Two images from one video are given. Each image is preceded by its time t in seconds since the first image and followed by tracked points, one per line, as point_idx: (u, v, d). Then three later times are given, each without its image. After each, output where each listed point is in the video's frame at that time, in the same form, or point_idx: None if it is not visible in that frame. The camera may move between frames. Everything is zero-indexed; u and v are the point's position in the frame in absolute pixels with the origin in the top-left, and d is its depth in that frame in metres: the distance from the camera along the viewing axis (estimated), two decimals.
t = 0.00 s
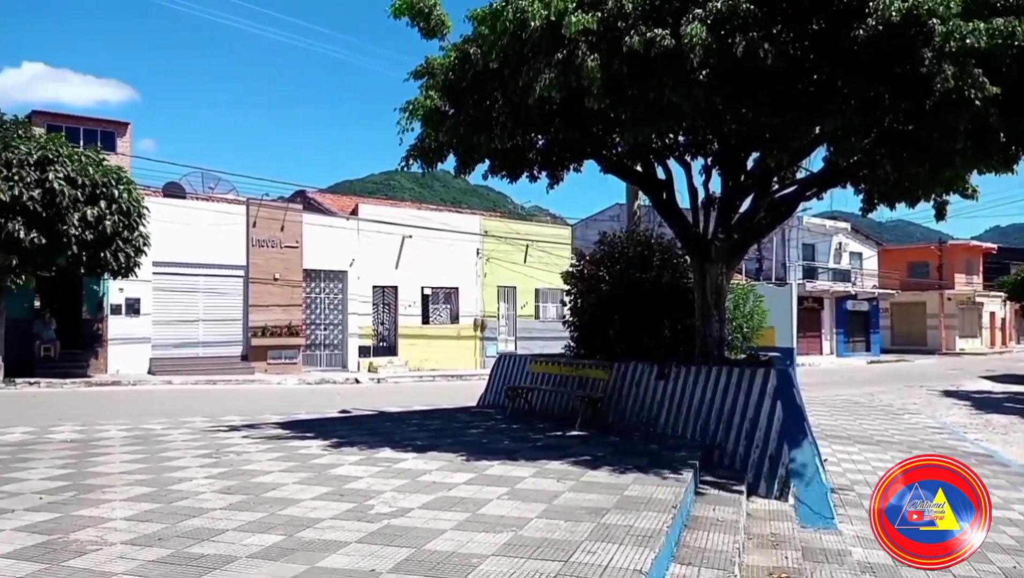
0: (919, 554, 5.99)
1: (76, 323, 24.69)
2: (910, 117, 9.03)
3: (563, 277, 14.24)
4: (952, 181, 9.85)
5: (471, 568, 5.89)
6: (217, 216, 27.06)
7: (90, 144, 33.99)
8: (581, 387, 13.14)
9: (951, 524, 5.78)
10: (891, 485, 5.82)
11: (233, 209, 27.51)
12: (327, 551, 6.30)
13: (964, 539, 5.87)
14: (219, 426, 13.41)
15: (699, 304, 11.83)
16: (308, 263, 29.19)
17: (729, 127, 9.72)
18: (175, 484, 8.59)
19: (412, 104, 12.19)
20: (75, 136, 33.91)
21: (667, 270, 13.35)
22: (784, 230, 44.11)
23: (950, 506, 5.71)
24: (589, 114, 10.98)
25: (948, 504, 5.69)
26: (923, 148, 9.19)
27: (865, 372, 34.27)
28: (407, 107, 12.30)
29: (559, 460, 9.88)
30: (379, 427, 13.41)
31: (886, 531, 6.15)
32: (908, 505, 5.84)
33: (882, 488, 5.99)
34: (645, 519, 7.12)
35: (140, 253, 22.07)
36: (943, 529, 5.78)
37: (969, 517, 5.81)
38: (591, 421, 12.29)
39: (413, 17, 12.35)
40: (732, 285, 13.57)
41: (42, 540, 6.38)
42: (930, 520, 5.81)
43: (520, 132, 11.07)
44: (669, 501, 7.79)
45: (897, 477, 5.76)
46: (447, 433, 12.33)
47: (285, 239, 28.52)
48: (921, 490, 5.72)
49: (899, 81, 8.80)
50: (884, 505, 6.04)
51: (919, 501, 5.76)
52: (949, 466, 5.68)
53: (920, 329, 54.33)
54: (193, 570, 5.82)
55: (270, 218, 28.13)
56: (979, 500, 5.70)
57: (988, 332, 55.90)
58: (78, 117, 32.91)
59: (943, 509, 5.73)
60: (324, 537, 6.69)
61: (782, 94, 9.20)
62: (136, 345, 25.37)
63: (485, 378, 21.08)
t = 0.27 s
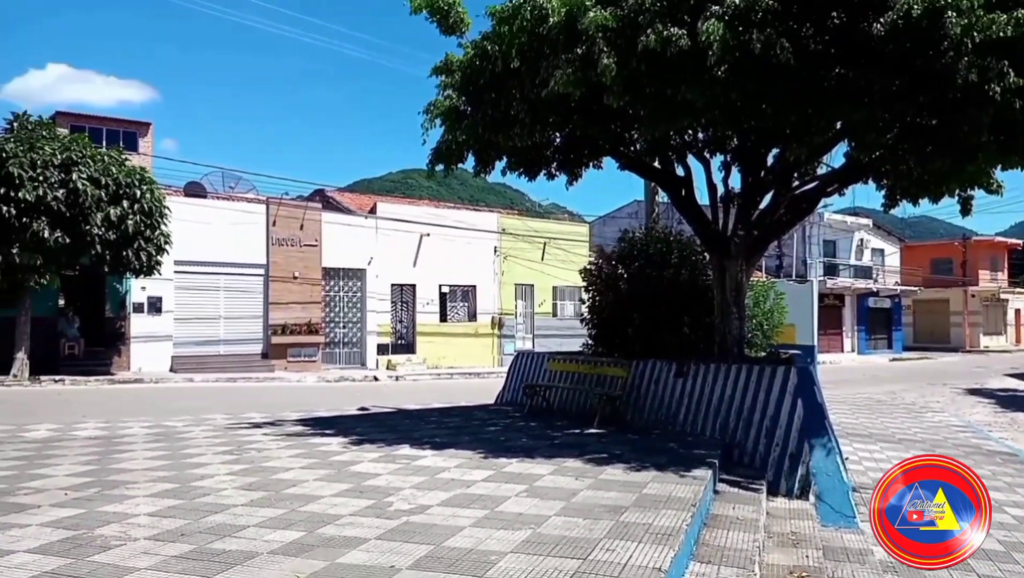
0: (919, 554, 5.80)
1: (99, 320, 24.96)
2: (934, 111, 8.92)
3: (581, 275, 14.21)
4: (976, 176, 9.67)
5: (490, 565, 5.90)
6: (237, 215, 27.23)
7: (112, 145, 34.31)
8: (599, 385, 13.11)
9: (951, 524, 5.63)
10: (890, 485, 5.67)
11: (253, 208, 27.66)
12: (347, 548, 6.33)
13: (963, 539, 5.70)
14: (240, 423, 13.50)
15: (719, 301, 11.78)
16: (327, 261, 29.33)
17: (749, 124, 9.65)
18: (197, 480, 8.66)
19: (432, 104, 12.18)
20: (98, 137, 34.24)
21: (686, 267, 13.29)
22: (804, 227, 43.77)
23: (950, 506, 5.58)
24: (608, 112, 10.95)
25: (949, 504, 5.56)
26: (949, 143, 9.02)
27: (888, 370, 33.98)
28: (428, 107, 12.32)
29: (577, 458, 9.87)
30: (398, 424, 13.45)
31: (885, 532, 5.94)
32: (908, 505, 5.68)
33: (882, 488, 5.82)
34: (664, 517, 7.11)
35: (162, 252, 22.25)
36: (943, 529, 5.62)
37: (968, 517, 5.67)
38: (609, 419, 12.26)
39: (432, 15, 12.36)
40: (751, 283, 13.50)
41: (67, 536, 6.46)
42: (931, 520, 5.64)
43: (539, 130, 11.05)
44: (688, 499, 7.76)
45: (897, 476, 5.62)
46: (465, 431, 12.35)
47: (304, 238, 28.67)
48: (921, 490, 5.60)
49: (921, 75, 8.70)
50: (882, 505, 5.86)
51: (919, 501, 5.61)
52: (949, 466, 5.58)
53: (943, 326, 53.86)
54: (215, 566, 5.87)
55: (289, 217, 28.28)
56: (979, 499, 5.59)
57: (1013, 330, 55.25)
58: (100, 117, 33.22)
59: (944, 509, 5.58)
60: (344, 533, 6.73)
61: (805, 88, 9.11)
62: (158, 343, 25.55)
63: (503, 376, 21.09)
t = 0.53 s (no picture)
0: (919, 554, 5.74)
1: (117, 316, 25.15)
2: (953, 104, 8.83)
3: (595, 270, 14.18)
4: (995, 171, 9.51)
5: (504, 560, 5.91)
6: (253, 211, 27.35)
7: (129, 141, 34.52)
8: (613, 380, 13.09)
9: (951, 524, 5.60)
10: (891, 483, 5.61)
11: (268, 204, 27.77)
12: (361, 541, 6.35)
13: (964, 539, 5.66)
14: (256, 417, 13.58)
15: (735, 297, 11.72)
16: (342, 257, 29.42)
17: (765, 118, 9.60)
18: (213, 474, 8.72)
19: (448, 99, 12.17)
20: (115, 133, 34.46)
21: (701, 263, 13.24)
22: (821, 222, 43.49)
23: (950, 505, 5.55)
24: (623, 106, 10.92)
25: (948, 504, 5.55)
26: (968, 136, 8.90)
27: (905, 366, 33.76)
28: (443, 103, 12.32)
29: (591, 454, 9.86)
30: (412, 419, 13.48)
31: (885, 532, 5.91)
32: (908, 505, 5.66)
33: (882, 488, 5.77)
34: (678, 514, 7.09)
35: (179, 248, 22.40)
36: (943, 528, 5.59)
37: (969, 516, 5.62)
38: (624, 415, 12.22)
39: (446, 11, 12.36)
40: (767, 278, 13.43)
41: (86, 528, 6.51)
42: (930, 520, 5.62)
43: (554, 125, 11.04)
44: (703, 496, 7.75)
45: (897, 475, 5.55)
46: (479, 426, 12.36)
47: (319, 234, 28.77)
48: (921, 489, 5.56)
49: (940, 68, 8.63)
50: (883, 505, 5.82)
51: (919, 501, 5.59)
52: (949, 466, 5.55)
53: (962, 322, 53.52)
54: (231, 559, 5.90)
55: (304, 213, 28.36)
56: (979, 499, 5.55)
57: None
58: (117, 114, 33.44)
59: (943, 509, 5.57)
60: (359, 527, 6.75)
61: (823, 81, 9.05)
62: (175, 338, 25.74)
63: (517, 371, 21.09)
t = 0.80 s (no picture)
0: (919, 554, 5.93)
1: (133, 314, 25.45)
2: (971, 104, 8.76)
3: (607, 270, 14.16)
4: (1013, 172, 9.42)
5: (518, 560, 5.91)
6: (267, 210, 27.46)
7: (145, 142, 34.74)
8: (626, 381, 13.07)
9: (952, 524, 5.76)
10: (891, 485, 5.73)
11: (283, 204, 27.88)
12: (375, 540, 6.37)
13: (964, 539, 5.85)
14: (270, 416, 13.64)
15: (749, 297, 11.68)
16: (355, 257, 29.50)
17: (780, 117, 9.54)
18: (228, 472, 8.76)
19: (461, 99, 12.18)
20: (131, 134, 34.69)
21: (714, 263, 13.20)
22: (835, 222, 43.23)
23: (950, 505, 5.70)
24: (636, 106, 10.89)
25: (948, 504, 5.67)
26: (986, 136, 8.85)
27: (921, 367, 33.53)
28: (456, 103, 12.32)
29: (604, 454, 9.85)
30: (425, 419, 13.50)
31: (886, 531, 6.07)
32: (908, 505, 5.79)
33: (881, 489, 5.90)
34: (692, 515, 7.08)
35: (194, 247, 22.51)
36: (943, 528, 5.77)
37: (968, 516, 5.79)
38: (637, 415, 12.21)
39: (458, 12, 12.36)
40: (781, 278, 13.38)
41: (103, 525, 6.56)
42: (930, 519, 5.78)
43: (567, 126, 11.02)
44: (717, 497, 7.73)
45: (897, 477, 5.67)
46: (492, 426, 12.37)
47: (333, 234, 28.86)
48: (921, 490, 5.69)
49: (959, 68, 8.57)
50: (882, 505, 5.98)
51: (919, 501, 5.71)
52: (949, 466, 5.63)
53: (979, 323, 53.18)
54: (247, 557, 5.93)
55: (318, 213, 28.45)
56: (978, 499, 5.69)
57: None
58: (133, 114, 33.65)
59: (943, 509, 5.70)
60: (372, 526, 6.77)
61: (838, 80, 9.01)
62: (190, 337, 25.89)
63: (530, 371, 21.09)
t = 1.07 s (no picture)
0: (919, 554, 5.75)
1: (155, 311, 25.55)
2: (993, 99, 8.71)
3: (624, 268, 14.15)
4: None
5: (535, 556, 5.94)
6: (286, 209, 27.62)
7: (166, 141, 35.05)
8: (643, 379, 13.06)
9: (952, 523, 5.58)
10: (891, 485, 5.52)
11: (302, 203, 28.04)
12: (394, 536, 6.42)
13: (964, 539, 5.66)
14: (290, 412, 13.77)
15: (767, 295, 11.65)
16: (374, 255, 29.62)
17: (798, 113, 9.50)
18: (249, 468, 8.86)
19: (479, 97, 12.22)
20: (152, 134, 35.02)
21: (732, 261, 13.17)
22: (855, 219, 42.96)
23: (951, 505, 5.51)
24: (654, 103, 10.90)
25: (948, 504, 5.50)
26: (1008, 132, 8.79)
27: (943, 366, 33.25)
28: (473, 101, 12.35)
29: (622, 452, 9.86)
30: (443, 416, 13.57)
31: (885, 532, 5.86)
32: (908, 505, 5.61)
33: (881, 488, 5.69)
34: (710, 513, 7.08)
35: (215, 246, 22.71)
36: (943, 528, 5.58)
37: (969, 516, 5.59)
38: (654, 413, 12.21)
39: (476, 10, 12.38)
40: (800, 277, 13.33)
41: (127, 519, 6.65)
42: (931, 520, 5.60)
43: (583, 124, 11.02)
44: (735, 495, 7.72)
45: (897, 477, 5.46)
46: (509, 423, 12.41)
47: (351, 232, 28.99)
48: (921, 490, 5.50)
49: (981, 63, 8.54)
50: (881, 505, 5.76)
51: (919, 501, 5.54)
52: (950, 466, 5.43)
53: (1002, 322, 52.64)
54: (268, 551, 6.00)
55: (337, 212, 28.61)
56: (979, 499, 5.49)
57: None
58: (154, 114, 33.95)
59: (943, 509, 5.53)
60: (391, 522, 6.82)
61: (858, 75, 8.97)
62: (211, 335, 26.08)
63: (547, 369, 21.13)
